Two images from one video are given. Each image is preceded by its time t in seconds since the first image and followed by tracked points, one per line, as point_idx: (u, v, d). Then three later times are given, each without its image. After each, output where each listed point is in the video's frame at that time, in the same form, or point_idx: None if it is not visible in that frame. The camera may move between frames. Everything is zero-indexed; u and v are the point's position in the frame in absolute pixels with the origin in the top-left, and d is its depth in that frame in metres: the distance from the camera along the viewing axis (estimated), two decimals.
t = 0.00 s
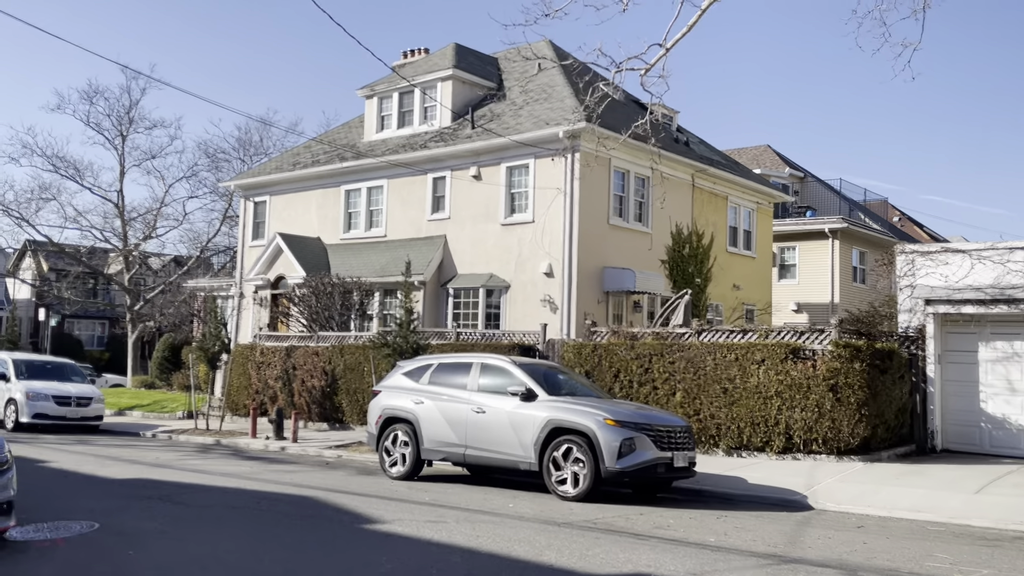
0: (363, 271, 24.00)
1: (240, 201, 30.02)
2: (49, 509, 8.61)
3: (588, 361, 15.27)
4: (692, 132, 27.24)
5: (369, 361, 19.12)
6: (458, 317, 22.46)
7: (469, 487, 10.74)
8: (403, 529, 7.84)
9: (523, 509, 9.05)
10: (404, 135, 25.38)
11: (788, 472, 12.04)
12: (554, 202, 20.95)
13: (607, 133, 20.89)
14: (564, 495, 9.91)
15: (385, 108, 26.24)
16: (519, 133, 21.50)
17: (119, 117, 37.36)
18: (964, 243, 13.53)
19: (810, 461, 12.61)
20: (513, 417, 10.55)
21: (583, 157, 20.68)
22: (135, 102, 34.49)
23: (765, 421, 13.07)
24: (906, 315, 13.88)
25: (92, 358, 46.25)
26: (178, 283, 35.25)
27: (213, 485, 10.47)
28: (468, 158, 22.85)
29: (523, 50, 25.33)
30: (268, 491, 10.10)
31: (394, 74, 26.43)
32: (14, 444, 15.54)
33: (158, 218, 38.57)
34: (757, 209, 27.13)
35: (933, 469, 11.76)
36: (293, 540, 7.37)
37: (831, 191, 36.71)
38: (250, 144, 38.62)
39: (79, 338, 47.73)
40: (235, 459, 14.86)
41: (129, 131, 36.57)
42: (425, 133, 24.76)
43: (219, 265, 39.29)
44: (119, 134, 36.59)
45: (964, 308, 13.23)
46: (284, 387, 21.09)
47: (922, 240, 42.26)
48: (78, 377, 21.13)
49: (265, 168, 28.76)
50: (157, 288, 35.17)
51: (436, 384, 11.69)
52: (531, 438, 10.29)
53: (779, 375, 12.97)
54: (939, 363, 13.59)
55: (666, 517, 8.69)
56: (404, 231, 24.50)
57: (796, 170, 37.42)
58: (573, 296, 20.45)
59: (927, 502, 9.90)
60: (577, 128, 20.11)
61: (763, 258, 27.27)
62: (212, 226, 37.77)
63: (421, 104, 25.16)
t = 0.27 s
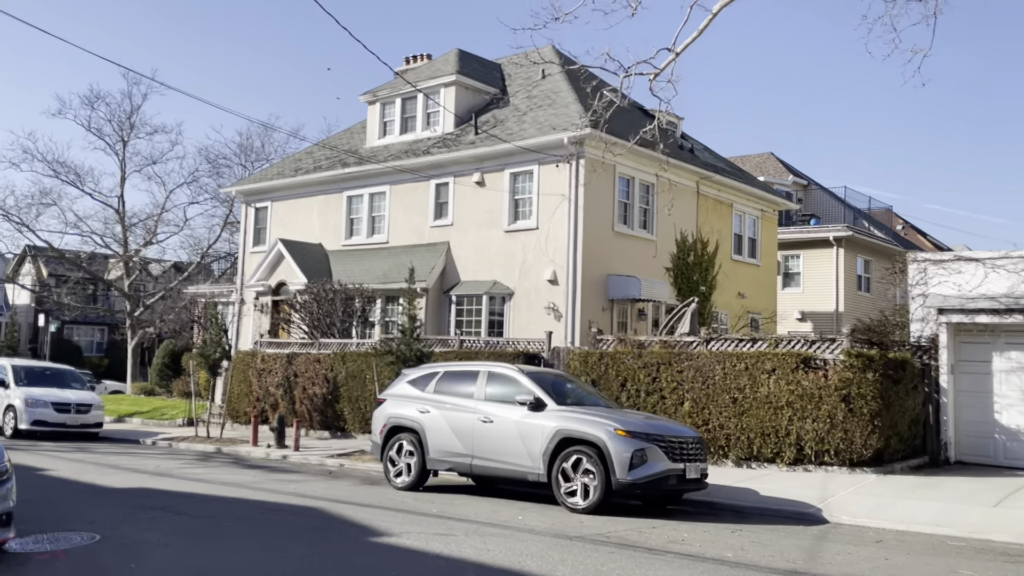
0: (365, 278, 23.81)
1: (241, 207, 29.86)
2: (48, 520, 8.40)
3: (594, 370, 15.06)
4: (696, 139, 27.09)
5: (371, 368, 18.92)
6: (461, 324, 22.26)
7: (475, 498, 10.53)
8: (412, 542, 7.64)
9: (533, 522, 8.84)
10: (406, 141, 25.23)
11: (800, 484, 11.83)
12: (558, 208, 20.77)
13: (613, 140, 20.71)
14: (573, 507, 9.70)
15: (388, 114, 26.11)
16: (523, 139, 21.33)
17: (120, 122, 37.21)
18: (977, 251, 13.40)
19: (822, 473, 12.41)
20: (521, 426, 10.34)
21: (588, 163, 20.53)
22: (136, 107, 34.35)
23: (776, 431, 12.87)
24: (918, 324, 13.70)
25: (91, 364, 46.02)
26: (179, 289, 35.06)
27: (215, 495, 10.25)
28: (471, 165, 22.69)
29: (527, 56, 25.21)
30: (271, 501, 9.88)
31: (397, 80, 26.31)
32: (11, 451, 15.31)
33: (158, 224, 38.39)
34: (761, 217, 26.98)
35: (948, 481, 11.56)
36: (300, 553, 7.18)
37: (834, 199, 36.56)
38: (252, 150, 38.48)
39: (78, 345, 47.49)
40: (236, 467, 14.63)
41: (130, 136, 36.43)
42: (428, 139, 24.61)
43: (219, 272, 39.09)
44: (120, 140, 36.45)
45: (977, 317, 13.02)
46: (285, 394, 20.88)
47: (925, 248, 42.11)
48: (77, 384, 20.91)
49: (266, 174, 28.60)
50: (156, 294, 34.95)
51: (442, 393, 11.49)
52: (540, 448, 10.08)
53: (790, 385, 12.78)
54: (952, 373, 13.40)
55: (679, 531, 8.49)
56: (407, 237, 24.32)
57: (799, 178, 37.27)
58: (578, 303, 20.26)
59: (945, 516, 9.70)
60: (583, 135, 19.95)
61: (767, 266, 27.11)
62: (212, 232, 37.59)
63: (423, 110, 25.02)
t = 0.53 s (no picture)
0: (373, 289, 23.70)
1: (249, 218, 29.81)
2: (56, 534, 8.25)
3: (606, 382, 14.88)
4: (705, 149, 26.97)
5: (380, 379, 18.78)
6: (470, 335, 22.11)
7: (489, 512, 10.34)
8: (427, 557, 7.47)
9: (549, 537, 8.66)
10: (415, 151, 25.17)
11: (819, 498, 11.62)
12: (568, 218, 20.63)
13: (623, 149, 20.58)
14: (589, 522, 9.50)
15: (396, 124, 26.07)
16: (533, 149, 21.23)
17: (128, 134, 37.28)
18: (996, 262, 13.29)
19: (840, 487, 12.20)
20: (535, 439, 10.15)
21: (598, 173, 20.42)
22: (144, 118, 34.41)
23: (793, 444, 12.68)
24: (936, 335, 13.53)
25: (97, 376, 45.95)
26: (186, 301, 34.99)
27: (225, 509, 10.09)
28: (480, 175, 22.59)
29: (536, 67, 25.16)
30: (282, 514, 9.71)
31: (405, 90, 26.28)
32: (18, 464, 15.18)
33: (165, 235, 38.37)
34: (771, 227, 26.82)
35: (970, 496, 11.34)
36: (313, 568, 7.02)
37: (843, 209, 36.39)
38: (259, 161, 38.50)
39: (84, 356, 47.42)
40: (244, 480, 14.47)
41: (138, 148, 36.48)
42: (437, 149, 24.54)
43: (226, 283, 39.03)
44: (128, 151, 36.49)
45: (997, 328, 12.84)
46: (293, 406, 20.73)
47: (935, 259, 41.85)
48: (84, 395, 20.80)
49: (274, 185, 28.55)
50: (163, 305, 34.88)
51: (454, 405, 11.32)
52: (555, 461, 9.89)
53: (806, 397, 12.59)
54: (971, 385, 13.20)
55: (700, 547, 8.30)
56: (415, 248, 24.21)
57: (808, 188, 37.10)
58: (588, 314, 20.08)
59: (969, 531, 9.49)
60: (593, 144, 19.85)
61: (778, 277, 26.92)
62: (219, 243, 37.55)
63: (432, 120, 24.97)
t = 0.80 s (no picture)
0: (386, 299, 23.67)
1: (262, 229, 29.86)
2: (77, 549, 8.20)
3: (623, 392, 14.76)
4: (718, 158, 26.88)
5: (395, 391, 18.73)
6: (484, 346, 22.04)
7: (509, 525, 10.25)
8: (450, 572, 7.39)
9: (572, 550, 8.57)
10: (427, 162, 25.19)
11: (842, 509, 11.48)
12: (582, 228, 20.56)
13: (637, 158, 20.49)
14: (612, 534, 9.39)
15: (408, 135, 26.11)
16: (546, 158, 21.18)
17: (141, 146, 37.48)
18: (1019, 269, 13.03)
19: (863, 498, 12.06)
20: (556, 450, 10.06)
21: (612, 183, 20.35)
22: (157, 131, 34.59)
23: (814, 454, 12.54)
24: (958, 343, 13.35)
25: (110, 387, 46.04)
26: (198, 312, 35.05)
27: (244, 522, 10.02)
28: (493, 185, 22.57)
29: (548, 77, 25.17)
30: (302, 528, 9.65)
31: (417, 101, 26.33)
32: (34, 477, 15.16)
33: (178, 247, 38.49)
34: (786, 235, 26.70)
35: (996, 507, 11.18)
36: None
37: (856, 217, 36.20)
38: (271, 172, 38.63)
39: (96, 368, 47.53)
40: (260, 492, 14.41)
41: (151, 160, 36.66)
42: (449, 160, 24.57)
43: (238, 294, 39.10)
44: (141, 163, 36.69)
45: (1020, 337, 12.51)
46: (307, 417, 20.69)
47: (949, 267, 41.56)
48: (98, 407, 20.80)
49: (287, 196, 28.61)
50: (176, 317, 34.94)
51: (473, 416, 11.24)
52: (576, 473, 9.79)
53: (828, 408, 12.46)
54: (995, 395, 13.03)
55: (726, 560, 8.20)
56: (428, 258, 24.19)
57: (820, 197, 36.92)
58: (602, 324, 19.97)
59: (998, 543, 9.34)
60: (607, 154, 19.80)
61: (792, 286, 26.78)
62: (231, 254, 37.65)
63: (444, 130, 25.00)
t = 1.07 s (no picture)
0: (399, 309, 23.56)
1: (273, 239, 29.83)
2: (96, 564, 8.11)
3: (642, 402, 14.61)
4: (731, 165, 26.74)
5: (410, 401, 18.60)
6: (497, 355, 21.90)
7: (531, 538, 10.09)
8: None
9: (598, 565, 8.41)
10: (439, 171, 25.13)
11: (868, 520, 11.29)
12: (596, 236, 20.43)
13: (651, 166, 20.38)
14: (637, 548, 9.22)
15: (419, 144, 26.08)
16: (559, 166, 21.08)
17: (151, 157, 37.56)
18: None
19: (889, 509, 11.87)
20: (578, 462, 9.91)
21: (626, 191, 20.23)
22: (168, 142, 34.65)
23: (838, 465, 12.37)
24: (982, 351, 13.15)
25: (120, 399, 46.01)
26: (210, 323, 35.04)
27: (263, 536, 9.91)
28: (506, 193, 22.48)
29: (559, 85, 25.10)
30: (322, 542, 9.53)
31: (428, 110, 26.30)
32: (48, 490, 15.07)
33: (188, 258, 38.50)
34: (799, 242, 26.53)
35: None
36: None
37: (869, 223, 35.97)
38: (281, 183, 38.65)
39: (107, 379, 47.54)
40: (276, 505, 14.29)
41: (161, 172, 36.73)
42: (461, 168, 24.50)
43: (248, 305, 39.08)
44: (152, 175, 36.76)
45: None
46: (320, 428, 20.57)
47: (962, 273, 41.26)
48: (111, 419, 20.73)
49: (298, 206, 28.58)
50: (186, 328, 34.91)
51: (492, 427, 11.11)
52: (599, 485, 9.63)
53: (852, 417, 12.28)
54: (1020, 403, 12.88)
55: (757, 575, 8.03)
56: (440, 267, 24.09)
57: (833, 203, 36.71)
58: (617, 333, 19.81)
59: None
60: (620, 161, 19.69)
61: (806, 293, 26.59)
62: (242, 265, 37.64)
63: (456, 139, 24.95)
